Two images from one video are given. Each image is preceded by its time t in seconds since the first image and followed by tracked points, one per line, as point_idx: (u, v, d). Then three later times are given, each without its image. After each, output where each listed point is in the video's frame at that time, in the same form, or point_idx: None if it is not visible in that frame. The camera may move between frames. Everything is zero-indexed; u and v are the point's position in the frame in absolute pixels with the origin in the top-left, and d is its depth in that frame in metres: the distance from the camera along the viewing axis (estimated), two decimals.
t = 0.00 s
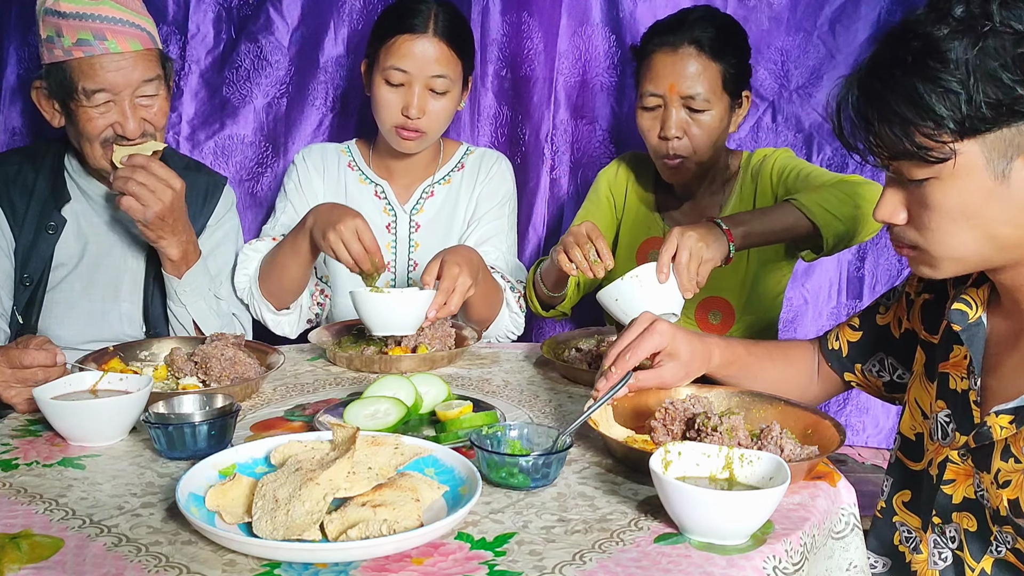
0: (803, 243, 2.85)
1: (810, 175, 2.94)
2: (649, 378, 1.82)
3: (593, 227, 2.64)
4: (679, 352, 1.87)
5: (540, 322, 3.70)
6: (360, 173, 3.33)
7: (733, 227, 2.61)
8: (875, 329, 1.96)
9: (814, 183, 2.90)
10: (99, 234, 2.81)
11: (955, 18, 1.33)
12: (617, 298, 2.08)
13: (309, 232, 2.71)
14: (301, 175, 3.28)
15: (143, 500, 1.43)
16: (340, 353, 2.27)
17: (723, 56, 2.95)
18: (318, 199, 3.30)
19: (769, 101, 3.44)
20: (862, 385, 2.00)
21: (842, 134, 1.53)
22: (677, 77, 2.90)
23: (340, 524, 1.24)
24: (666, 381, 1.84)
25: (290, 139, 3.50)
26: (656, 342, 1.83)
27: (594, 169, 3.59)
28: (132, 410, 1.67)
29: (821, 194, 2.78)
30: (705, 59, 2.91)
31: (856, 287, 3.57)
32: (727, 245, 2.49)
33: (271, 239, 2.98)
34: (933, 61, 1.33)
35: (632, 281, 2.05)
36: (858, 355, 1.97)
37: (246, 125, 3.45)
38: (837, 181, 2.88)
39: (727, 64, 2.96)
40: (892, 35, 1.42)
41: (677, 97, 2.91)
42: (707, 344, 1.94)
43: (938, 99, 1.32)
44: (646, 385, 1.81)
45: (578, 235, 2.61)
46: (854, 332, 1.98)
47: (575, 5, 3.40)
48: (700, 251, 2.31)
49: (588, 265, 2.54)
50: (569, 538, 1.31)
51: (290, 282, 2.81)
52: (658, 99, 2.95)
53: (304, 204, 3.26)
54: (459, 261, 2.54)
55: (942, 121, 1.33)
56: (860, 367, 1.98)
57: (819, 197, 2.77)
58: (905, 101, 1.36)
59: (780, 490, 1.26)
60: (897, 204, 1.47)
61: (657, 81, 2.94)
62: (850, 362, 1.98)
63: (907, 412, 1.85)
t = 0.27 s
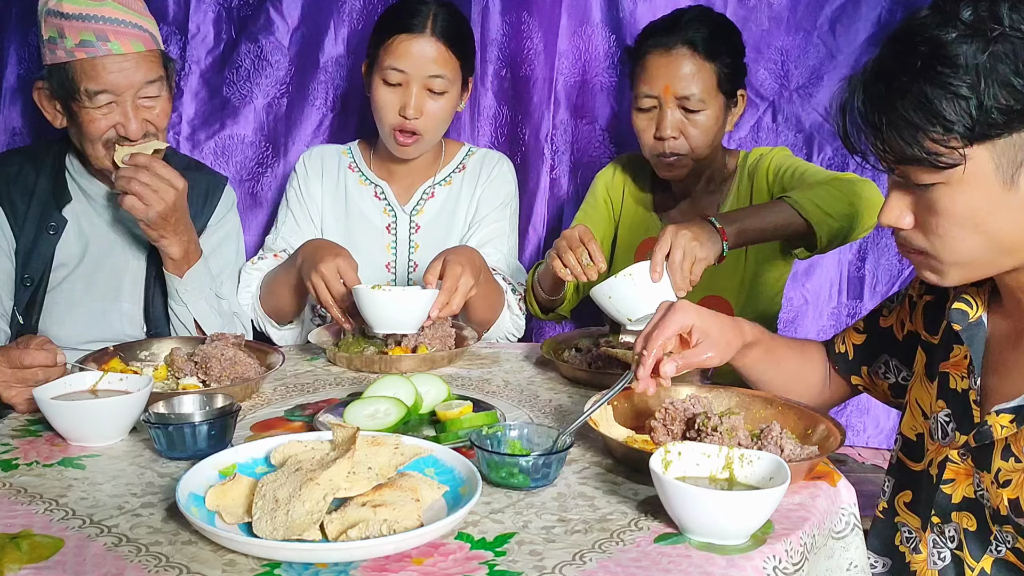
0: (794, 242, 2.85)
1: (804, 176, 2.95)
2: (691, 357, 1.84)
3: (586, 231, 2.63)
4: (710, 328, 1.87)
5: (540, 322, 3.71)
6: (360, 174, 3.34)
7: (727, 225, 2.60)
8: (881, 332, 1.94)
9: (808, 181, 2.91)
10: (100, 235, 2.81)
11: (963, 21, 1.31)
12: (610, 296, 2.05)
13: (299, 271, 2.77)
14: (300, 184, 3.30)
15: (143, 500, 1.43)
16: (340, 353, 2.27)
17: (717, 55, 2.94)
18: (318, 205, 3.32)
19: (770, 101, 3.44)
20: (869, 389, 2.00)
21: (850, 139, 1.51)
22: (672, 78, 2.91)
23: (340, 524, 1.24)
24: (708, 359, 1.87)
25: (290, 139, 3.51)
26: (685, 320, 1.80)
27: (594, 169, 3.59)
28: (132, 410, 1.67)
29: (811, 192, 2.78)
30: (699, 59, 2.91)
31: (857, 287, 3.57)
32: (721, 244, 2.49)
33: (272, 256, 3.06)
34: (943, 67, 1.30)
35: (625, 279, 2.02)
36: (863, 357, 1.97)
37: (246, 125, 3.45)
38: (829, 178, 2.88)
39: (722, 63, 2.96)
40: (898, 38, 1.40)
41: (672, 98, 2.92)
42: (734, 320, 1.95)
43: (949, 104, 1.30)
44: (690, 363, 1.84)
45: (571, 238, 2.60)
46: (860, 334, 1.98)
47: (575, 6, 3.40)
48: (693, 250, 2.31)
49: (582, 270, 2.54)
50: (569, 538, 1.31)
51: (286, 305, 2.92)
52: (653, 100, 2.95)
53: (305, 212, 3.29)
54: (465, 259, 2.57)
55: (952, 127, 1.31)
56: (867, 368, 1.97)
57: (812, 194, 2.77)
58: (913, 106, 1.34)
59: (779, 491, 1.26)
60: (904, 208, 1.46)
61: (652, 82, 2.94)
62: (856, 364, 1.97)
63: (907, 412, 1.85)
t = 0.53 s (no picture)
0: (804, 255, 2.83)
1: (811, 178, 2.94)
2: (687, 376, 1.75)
3: (580, 237, 2.64)
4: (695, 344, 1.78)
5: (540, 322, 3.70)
6: (361, 175, 3.34)
7: (743, 243, 2.60)
8: (875, 313, 1.91)
9: (812, 187, 2.91)
10: (100, 234, 2.81)
11: (984, 17, 1.31)
12: (619, 299, 2.16)
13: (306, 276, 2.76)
14: (302, 184, 3.30)
15: (143, 500, 1.43)
16: (340, 354, 2.27)
17: (709, 52, 2.95)
18: (319, 205, 3.32)
19: (769, 101, 3.44)
20: (855, 367, 1.96)
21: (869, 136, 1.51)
22: (666, 76, 2.91)
23: (340, 524, 1.24)
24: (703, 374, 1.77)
25: (290, 139, 3.51)
26: (671, 348, 1.71)
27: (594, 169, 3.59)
28: (132, 410, 1.67)
29: (826, 206, 2.77)
30: (692, 57, 2.92)
31: (857, 287, 3.57)
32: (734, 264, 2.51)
33: (275, 258, 3.07)
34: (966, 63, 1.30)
35: (641, 291, 2.13)
36: (853, 338, 1.92)
37: (246, 125, 3.45)
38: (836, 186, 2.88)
39: (714, 61, 2.96)
40: (918, 34, 1.39)
41: (666, 96, 2.92)
42: (704, 321, 1.84)
43: (971, 101, 1.30)
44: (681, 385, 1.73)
45: (568, 247, 2.61)
46: (853, 315, 1.92)
47: (575, 5, 3.40)
48: (704, 265, 2.34)
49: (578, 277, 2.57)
50: (569, 538, 1.31)
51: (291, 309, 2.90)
52: (647, 99, 2.95)
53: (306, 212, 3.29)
54: (461, 258, 2.56)
55: (973, 124, 1.31)
56: (856, 348, 1.93)
57: (829, 208, 2.76)
58: (935, 101, 1.33)
59: (780, 490, 1.26)
60: (921, 203, 1.44)
61: (645, 81, 2.95)
62: (844, 345, 1.93)
63: (909, 405, 1.84)
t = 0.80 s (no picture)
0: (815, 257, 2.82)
1: (816, 181, 2.94)
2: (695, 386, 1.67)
3: (585, 250, 2.64)
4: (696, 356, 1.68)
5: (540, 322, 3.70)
6: (360, 175, 3.34)
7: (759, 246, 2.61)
8: (877, 312, 1.91)
9: (818, 190, 2.91)
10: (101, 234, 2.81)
11: (1016, 21, 1.27)
12: (633, 294, 2.18)
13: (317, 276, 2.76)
14: (301, 185, 3.30)
15: (143, 500, 1.43)
16: (340, 354, 2.26)
17: (700, 46, 2.95)
18: (320, 206, 3.32)
19: (770, 101, 3.44)
20: (855, 366, 1.95)
21: (887, 138, 1.44)
22: (661, 73, 2.92)
23: (340, 524, 1.24)
24: (710, 381, 1.69)
25: (290, 139, 3.51)
26: (672, 365, 1.62)
27: (594, 169, 3.59)
28: (133, 410, 1.67)
29: (838, 209, 2.77)
30: (685, 54, 2.92)
31: (857, 287, 3.57)
32: (751, 266, 2.55)
33: (277, 261, 3.07)
34: (994, 68, 1.26)
35: (657, 290, 2.14)
36: (854, 335, 1.92)
37: (246, 125, 3.45)
38: (842, 190, 2.88)
39: (707, 57, 2.96)
40: (945, 35, 1.34)
41: (661, 92, 2.93)
42: (695, 329, 1.75)
43: (1002, 108, 1.26)
44: (691, 396, 1.66)
45: (572, 259, 2.60)
46: (854, 313, 1.92)
47: (575, 5, 3.40)
48: (721, 267, 2.34)
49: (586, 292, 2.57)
50: (569, 538, 1.31)
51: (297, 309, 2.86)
52: (642, 96, 2.96)
53: (306, 213, 3.29)
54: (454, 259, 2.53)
55: (1003, 132, 1.26)
56: (857, 347, 1.92)
57: (838, 211, 2.76)
58: (963, 107, 1.28)
59: (780, 490, 1.26)
60: (943, 209, 1.40)
61: (639, 79, 2.96)
62: (844, 342, 1.92)
63: (912, 405, 1.85)
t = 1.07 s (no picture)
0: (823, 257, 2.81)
1: (821, 181, 2.95)
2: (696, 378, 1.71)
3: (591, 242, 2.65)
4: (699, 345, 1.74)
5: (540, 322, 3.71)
6: (358, 175, 3.33)
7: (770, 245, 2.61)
8: (881, 314, 1.91)
9: (824, 190, 2.91)
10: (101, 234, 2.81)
11: None
12: (644, 292, 2.18)
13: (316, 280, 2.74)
14: (298, 186, 3.30)
15: (143, 500, 1.43)
16: (340, 354, 2.26)
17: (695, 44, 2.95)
18: (318, 207, 3.32)
19: (770, 101, 3.43)
20: (860, 368, 1.95)
21: (897, 141, 1.45)
22: (655, 72, 2.92)
23: (340, 524, 1.24)
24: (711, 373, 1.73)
25: (290, 139, 3.51)
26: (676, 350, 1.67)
27: (594, 170, 3.59)
28: (133, 410, 1.67)
29: (845, 210, 2.77)
30: (679, 53, 2.93)
31: (857, 287, 3.57)
32: (760, 265, 2.55)
33: (275, 262, 3.05)
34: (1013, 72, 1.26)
35: (669, 287, 2.15)
36: (858, 336, 1.92)
37: (246, 125, 3.45)
38: (847, 191, 2.88)
39: (701, 55, 2.96)
40: (957, 38, 1.34)
41: (656, 91, 2.93)
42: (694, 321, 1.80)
43: (1016, 115, 1.26)
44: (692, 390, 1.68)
45: (577, 252, 2.62)
46: (858, 315, 1.92)
47: (575, 5, 3.40)
48: (732, 265, 2.35)
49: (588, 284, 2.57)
50: (569, 538, 1.31)
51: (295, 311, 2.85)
52: (638, 96, 2.96)
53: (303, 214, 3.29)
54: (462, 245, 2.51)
55: (1017, 140, 1.27)
56: (862, 348, 1.92)
57: (845, 212, 2.76)
58: (977, 113, 1.29)
59: (780, 490, 1.26)
60: (953, 214, 1.40)
61: (634, 78, 2.96)
62: (848, 344, 1.92)
63: (917, 406, 1.84)
